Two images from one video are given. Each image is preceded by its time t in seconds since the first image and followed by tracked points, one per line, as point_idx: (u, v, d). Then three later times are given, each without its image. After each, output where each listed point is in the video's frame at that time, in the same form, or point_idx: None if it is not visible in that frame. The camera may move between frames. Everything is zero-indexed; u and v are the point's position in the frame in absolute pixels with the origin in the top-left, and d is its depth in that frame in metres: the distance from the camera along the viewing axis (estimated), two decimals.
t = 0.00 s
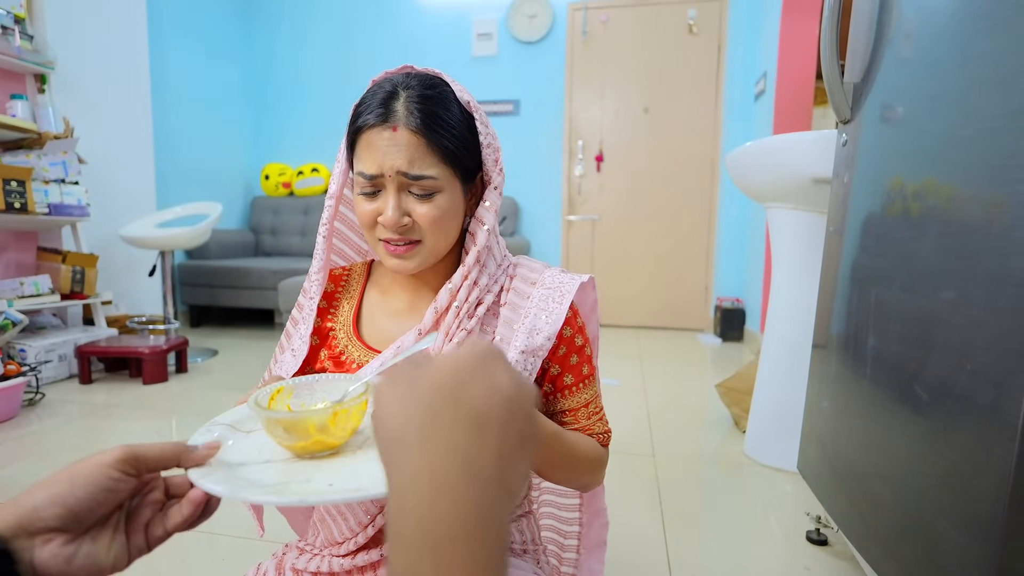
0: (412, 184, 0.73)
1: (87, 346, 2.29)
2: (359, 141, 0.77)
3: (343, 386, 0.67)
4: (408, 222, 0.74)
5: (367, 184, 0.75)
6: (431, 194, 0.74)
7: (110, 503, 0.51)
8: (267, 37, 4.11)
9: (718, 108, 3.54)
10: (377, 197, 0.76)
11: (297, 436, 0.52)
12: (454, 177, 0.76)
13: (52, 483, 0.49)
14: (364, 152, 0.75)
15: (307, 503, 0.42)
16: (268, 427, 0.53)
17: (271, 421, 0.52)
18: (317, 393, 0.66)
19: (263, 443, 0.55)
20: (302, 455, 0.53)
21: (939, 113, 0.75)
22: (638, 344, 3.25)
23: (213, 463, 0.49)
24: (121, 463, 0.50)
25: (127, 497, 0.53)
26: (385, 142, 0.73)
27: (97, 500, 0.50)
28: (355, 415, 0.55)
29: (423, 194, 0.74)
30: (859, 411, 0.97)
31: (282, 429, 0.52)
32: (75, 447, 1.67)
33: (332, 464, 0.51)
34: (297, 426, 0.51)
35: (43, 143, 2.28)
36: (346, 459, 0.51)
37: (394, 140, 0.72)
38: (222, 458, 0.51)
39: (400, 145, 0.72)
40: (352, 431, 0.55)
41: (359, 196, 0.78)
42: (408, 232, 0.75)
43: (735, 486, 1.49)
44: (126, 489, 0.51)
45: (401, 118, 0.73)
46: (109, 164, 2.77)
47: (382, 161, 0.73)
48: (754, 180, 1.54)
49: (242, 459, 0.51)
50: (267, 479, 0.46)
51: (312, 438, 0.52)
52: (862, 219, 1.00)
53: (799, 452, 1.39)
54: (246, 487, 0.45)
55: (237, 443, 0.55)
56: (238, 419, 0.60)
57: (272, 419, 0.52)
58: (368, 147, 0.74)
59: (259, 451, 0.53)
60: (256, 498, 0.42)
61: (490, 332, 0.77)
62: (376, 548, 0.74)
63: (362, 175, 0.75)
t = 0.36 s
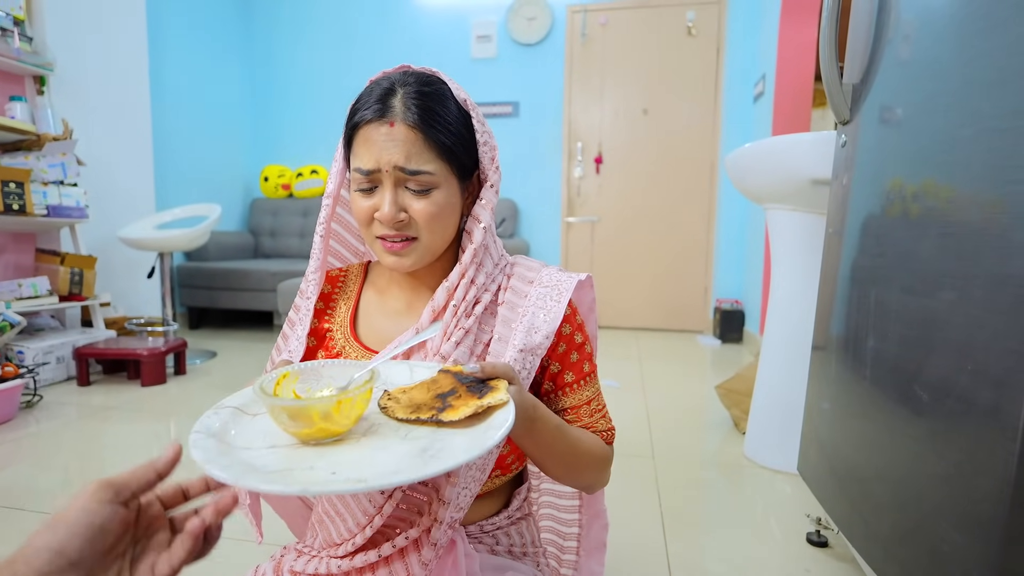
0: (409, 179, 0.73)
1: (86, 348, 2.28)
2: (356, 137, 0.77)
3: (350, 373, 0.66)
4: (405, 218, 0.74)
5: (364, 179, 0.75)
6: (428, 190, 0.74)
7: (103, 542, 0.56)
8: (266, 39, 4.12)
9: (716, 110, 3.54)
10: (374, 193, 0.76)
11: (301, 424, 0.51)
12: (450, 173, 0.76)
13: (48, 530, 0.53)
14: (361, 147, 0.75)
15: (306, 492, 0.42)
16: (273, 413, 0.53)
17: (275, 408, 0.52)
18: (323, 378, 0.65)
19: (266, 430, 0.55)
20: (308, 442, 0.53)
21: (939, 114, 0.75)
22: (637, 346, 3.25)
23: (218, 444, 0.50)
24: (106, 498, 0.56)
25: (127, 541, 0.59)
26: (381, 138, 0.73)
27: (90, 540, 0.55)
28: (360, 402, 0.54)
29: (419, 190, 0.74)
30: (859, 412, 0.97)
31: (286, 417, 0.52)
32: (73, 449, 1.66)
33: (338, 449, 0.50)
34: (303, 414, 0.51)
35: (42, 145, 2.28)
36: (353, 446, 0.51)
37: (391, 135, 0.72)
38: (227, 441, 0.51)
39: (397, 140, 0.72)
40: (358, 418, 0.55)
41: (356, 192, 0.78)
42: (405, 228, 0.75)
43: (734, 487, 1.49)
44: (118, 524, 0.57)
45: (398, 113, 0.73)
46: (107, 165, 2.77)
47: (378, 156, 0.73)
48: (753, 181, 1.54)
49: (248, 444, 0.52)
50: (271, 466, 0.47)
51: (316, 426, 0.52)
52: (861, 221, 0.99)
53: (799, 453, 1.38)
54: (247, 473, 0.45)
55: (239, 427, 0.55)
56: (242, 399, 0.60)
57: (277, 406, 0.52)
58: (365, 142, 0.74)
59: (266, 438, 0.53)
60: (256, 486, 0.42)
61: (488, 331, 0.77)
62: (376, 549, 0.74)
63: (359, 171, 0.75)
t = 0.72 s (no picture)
0: (405, 178, 0.73)
1: (84, 351, 2.28)
2: (352, 137, 0.77)
3: (354, 367, 0.66)
4: (401, 217, 0.74)
5: (360, 179, 0.75)
6: (424, 189, 0.74)
7: None
8: (266, 41, 4.12)
9: (715, 112, 3.55)
10: (370, 193, 0.75)
11: (303, 409, 0.53)
12: (446, 173, 0.76)
13: None
14: (357, 147, 0.75)
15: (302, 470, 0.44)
16: (277, 398, 0.54)
17: (279, 393, 0.54)
18: (328, 370, 0.66)
19: (271, 418, 0.57)
20: (309, 429, 0.54)
21: (938, 114, 0.75)
22: (637, 347, 3.24)
23: (223, 426, 0.52)
24: None
25: None
26: (378, 137, 0.73)
27: None
28: (363, 394, 0.55)
29: (416, 188, 0.74)
30: (859, 413, 0.97)
31: (289, 402, 0.53)
32: (72, 452, 1.66)
33: (338, 438, 0.51)
34: (305, 400, 0.52)
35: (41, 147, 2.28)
36: (353, 438, 0.51)
37: (387, 135, 0.72)
38: (230, 425, 0.53)
39: (393, 140, 0.72)
40: (360, 410, 0.56)
41: (352, 191, 0.78)
42: (401, 227, 0.74)
43: (734, 488, 1.49)
44: None
45: (394, 113, 0.73)
46: (106, 167, 2.77)
47: (374, 155, 0.73)
48: (752, 182, 1.54)
49: (251, 428, 0.53)
50: (271, 448, 0.48)
51: (319, 412, 0.53)
52: (860, 222, 0.99)
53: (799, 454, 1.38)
54: (247, 452, 0.46)
55: (245, 413, 0.57)
56: (249, 389, 0.63)
57: (281, 390, 0.53)
58: (361, 142, 0.74)
59: (270, 424, 0.55)
60: (255, 462, 0.44)
61: (484, 328, 0.77)
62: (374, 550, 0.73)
63: (355, 170, 0.75)
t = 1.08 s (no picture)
0: (397, 187, 0.73)
1: (83, 352, 2.27)
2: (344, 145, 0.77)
3: (356, 365, 0.66)
4: (393, 224, 0.74)
5: (353, 186, 0.75)
6: (416, 199, 0.74)
7: None
8: (265, 43, 4.12)
9: (715, 114, 3.55)
10: (363, 200, 0.76)
11: (306, 406, 0.53)
12: (437, 181, 0.76)
13: None
14: (349, 154, 0.75)
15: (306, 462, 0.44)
16: (280, 392, 0.55)
17: (284, 388, 0.54)
18: (329, 368, 0.66)
19: (273, 412, 0.57)
20: (311, 426, 0.54)
21: (937, 116, 0.75)
22: (637, 348, 3.24)
23: (226, 417, 0.52)
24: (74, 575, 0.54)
25: None
26: (371, 146, 0.73)
27: None
28: (364, 391, 0.56)
29: (409, 198, 0.74)
30: (859, 415, 0.97)
31: (292, 397, 0.54)
32: (70, 453, 1.65)
33: (340, 433, 0.52)
34: (308, 395, 0.53)
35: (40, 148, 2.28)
36: (354, 433, 0.52)
37: (380, 144, 0.72)
38: (233, 418, 0.53)
39: (386, 150, 0.72)
40: (361, 407, 0.56)
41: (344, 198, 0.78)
42: (392, 234, 0.75)
43: (734, 490, 1.49)
44: None
45: (387, 124, 0.73)
46: (106, 168, 2.77)
47: (367, 164, 0.73)
48: (751, 184, 1.54)
49: (253, 422, 0.54)
50: (273, 441, 0.49)
51: (321, 407, 0.53)
52: (859, 224, 1.00)
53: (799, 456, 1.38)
54: (251, 443, 0.47)
55: (249, 406, 0.57)
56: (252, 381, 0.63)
57: (285, 386, 0.54)
58: (354, 151, 0.74)
59: (271, 417, 0.56)
60: (259, 452, 0.44)
61: (471, 328, 0.77)
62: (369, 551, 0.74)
63: (347, 177, 0.75)
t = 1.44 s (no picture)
0: (381, 193, 0.77)
1: (82, 352, 2.27)
2: (328, 152, 0.80)
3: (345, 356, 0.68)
4: (377, 228, 0.77)
5: (337, 191, 0.78)
6: (400, 203, 0.78)
7: (127, 509, 0.48)
8: (265, 44, 4.13)
9: (714, 116, 3.56)
10: (346, 204, 0.79)
11: (300, 390, 0.54)
12: (420, 187, 0.80)
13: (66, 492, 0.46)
14: (334, 161, 0.78)
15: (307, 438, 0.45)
16: (274, 377, 0.56)
17: (278, 372, 0.55)
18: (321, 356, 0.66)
19: (266, 399, 0.58)
20: (304, 410, 0.55)
21: (934, 118, 0.75)
22: (636, 350, 3.24)
23: (220, 402, 0.53)
24: (134, 464, 0.48)
25: (155, 504, 0.51)
26: (355, 153, 0.76)
27: (111, 506, 0.47)
28: (356, 376, 0.58)
29: (393, 202, 0.78)
30: (857, 416, 0.97)
31: (287, 381, 0.55)
32: (69, 454, 1.65)
33: (333, 416, 0.52)
34: (302, 382, 0.54)
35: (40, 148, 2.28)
36: (351, 415, 0.53)
37: (364, 150, 0.76)
38: (225, 402, 0.53)
39: (370, 155, 0.76)
40: (352, 393, 0.58)
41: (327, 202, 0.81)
42: (376, 238, 0.78)
43: (733, 492, 1.49)
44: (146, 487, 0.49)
45: (371, 131, 0.77)
46: (105, 169, 2.77)
47: (351, 169, 0.76)
48: (750, 186, 1.54)
49: (245, 407, 0.54)
50: (269, 421, 0.49)
51: (315, 393, 0.54)
52: (857, 227, 1.00)
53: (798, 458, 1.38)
54: (249, 424, 0.47)
55: (242, 394, 0.58)
56: (243, 370, 0.64)
57: (280, 370, 0.55)
58: (338, 157, 0.78)
59: (262, 402, 0.56)
60: (256, 431, 0.45)
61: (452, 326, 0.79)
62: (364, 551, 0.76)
63: (331, 183, 0.78)
